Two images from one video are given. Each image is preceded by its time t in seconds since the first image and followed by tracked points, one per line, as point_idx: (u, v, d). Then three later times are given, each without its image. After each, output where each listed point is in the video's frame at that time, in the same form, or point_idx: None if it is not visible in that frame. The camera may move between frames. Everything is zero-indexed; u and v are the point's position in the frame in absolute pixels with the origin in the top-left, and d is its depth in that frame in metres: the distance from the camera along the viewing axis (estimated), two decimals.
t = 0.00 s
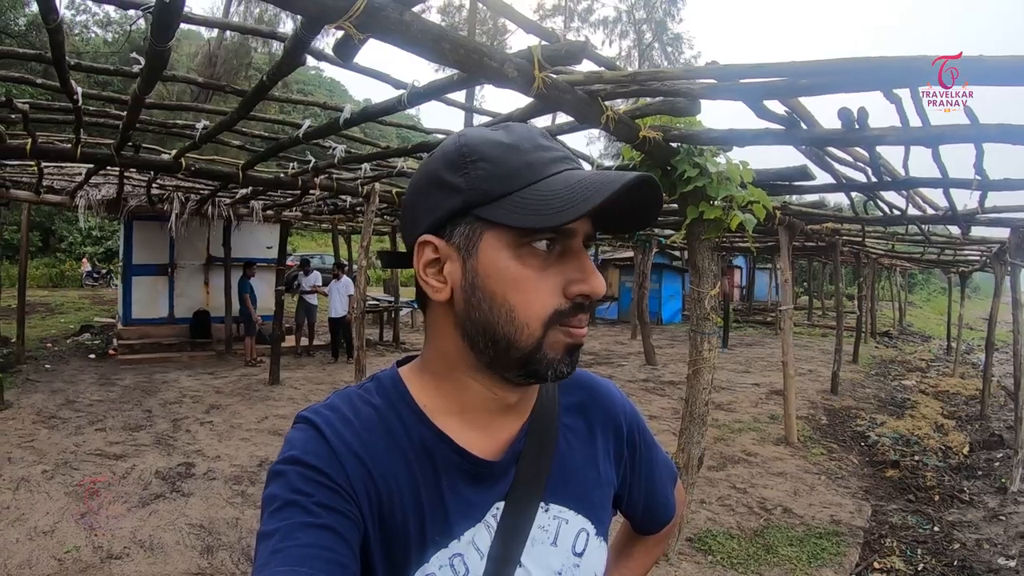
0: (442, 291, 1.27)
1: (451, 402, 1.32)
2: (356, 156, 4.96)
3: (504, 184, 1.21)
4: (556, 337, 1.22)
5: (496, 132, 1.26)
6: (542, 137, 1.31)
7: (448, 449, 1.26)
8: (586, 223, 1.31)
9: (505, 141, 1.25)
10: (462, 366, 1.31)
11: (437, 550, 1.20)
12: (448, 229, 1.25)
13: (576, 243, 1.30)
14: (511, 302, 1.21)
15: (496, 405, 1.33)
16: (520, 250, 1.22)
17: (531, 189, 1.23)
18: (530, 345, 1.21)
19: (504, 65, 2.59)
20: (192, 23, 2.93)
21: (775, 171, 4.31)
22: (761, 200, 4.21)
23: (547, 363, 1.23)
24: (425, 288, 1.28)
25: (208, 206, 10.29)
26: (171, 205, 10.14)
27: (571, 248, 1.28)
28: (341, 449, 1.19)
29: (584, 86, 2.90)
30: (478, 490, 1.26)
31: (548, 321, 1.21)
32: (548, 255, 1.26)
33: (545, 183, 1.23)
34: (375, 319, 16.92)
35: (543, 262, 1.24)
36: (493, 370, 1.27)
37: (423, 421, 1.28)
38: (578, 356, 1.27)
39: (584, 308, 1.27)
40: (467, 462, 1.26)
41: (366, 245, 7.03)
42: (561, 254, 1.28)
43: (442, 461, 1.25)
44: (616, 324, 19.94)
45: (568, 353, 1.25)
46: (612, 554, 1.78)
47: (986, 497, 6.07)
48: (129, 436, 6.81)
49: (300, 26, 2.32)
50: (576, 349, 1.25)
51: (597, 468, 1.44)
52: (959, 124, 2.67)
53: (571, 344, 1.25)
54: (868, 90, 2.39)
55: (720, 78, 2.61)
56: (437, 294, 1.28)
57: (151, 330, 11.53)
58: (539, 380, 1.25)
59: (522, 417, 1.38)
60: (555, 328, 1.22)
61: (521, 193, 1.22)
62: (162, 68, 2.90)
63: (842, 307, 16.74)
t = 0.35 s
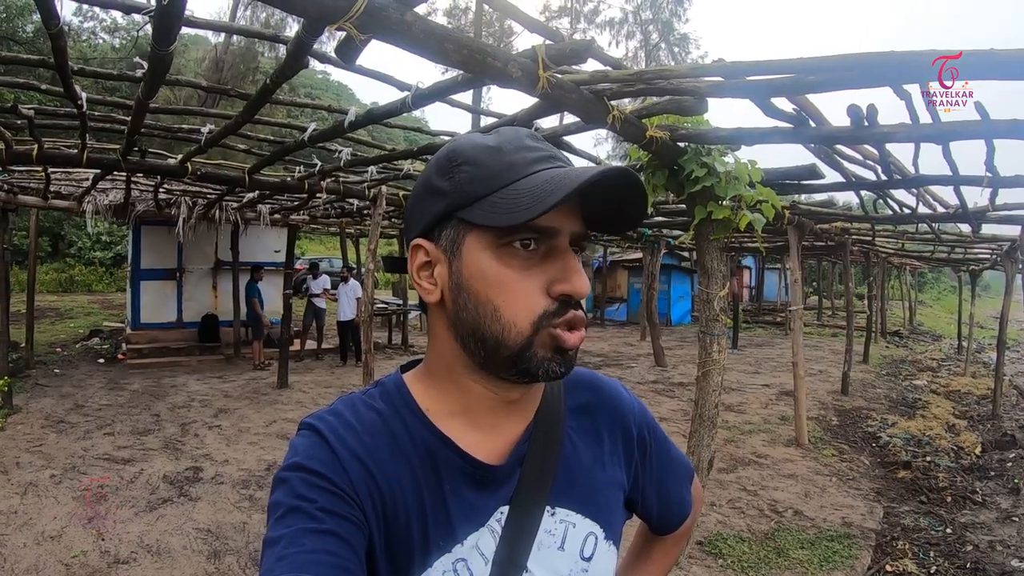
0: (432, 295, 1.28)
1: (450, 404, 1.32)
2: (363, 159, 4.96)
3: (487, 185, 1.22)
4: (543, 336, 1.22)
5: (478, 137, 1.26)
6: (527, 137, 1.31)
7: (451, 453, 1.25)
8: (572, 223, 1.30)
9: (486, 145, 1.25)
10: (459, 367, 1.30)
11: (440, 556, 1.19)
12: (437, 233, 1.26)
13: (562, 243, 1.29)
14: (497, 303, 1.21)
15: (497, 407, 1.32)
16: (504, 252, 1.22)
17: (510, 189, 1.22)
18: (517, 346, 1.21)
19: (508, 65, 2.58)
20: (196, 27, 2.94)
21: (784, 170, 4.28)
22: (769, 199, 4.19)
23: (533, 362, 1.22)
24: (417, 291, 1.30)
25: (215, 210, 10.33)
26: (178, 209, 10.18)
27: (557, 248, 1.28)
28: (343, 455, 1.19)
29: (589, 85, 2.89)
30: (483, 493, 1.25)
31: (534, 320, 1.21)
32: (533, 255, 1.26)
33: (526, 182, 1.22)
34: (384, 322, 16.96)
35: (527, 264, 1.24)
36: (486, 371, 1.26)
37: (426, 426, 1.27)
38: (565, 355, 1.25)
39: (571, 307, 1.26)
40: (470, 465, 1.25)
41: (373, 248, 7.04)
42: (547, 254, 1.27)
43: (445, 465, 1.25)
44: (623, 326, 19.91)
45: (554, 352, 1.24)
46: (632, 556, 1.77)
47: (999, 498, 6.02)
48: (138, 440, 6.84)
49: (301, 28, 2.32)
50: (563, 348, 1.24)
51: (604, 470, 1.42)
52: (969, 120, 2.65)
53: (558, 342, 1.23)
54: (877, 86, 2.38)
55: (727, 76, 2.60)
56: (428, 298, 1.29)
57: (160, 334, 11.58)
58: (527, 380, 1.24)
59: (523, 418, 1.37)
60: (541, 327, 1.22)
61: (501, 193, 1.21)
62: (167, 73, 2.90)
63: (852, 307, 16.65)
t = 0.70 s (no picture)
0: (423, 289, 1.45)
1: (450, 404, 1.32)
2: (361, 162, 4.96)
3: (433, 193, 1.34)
4: (466, 337, 1.27)
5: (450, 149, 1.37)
6: (488, 141, 1.35)
7: (460, 455, 1.25)
8: (515, 226, 1.31)
9: (451, 156, 1.36)
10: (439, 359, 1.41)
11: (449, 558, 1.19)
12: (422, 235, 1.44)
13: (505, 247, 1.31)
14: (433, 303, 1.31)
15: (493, 410, 1.33)
16: (446, 256, 1.31)
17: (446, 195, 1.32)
18: (448, 346, 1.28)
19: (506, 68, 2.58)
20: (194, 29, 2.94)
21: (782, 173, 4.29)
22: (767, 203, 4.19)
23: (462, 362, 1.27)
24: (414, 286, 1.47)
25: (212, 212, 10.32)
26: (175, 211, 10.16)
27: (499, 254, 1.31)
28: (354, 456, 1.19)
29: (588, 88, 2.90)
30: (492, 497, 1.25)
31: (458, 321, 1.27)
32: (474, 259, 1.31)
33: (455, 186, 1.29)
34: (381, 325, 16.93)
35: (463, 265, 1.30)
36: (441, 364, 1.35)
37: (435, 428, 1.27)
38: (493, 358, 1.27)
39: (499, 311, 1.26)
40: (478, 469, 1.25)
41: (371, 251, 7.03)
42: (490, 258, 1.31)
43: (454, 468, 1.24)
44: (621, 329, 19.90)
45: (480, 354, 1.27)
46: None
47: (996, 501, 6.03)
48: (135, 443, 6.82)
49: (299, 30, 2.32)
50: (488, 350, 1.26)
51: (613, 477, 1.42)
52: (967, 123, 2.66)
53: (483, 345, 1.26)
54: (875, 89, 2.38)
55: (726, 79, 2.61)
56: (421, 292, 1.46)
57: (157, 337, 11.56)
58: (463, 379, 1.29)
59: (521, 421, 1.37)
60: (465, 328, 1.27)
61: (443, 200, 1.31)
62: (164, 75, 2.90)
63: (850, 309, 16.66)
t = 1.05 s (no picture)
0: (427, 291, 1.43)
1: (453, 408, 1.32)
2: (353, 165, 4.95)
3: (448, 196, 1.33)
4: (475, 344, 1.26)
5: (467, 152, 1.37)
6: (506, 148, 1.35)
7: (461, 459, 1.25)
8: (528, 236, 1.31)
9: (468, 159, 1.35)
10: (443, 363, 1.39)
11: (452, 560, 1.19)
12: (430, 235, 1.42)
13: (517, 256, 1.31)
14: (442, 308, 1.30)
15: (496, 417, 1.33)
16: (456, 262, 1.30)
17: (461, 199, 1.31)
18: (456, 351, 1.27)
19: (499, 72, 2.58)
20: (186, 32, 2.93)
21: (773, 177, 4.30)
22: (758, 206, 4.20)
23: (470, 369, 1.26)
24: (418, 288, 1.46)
25: (205, 215, 10.28)
26: (167, 213, 10.12)
27: (511, 261, 1.30)
28: (355, 461, 1.19)
29: (581, 92, 2.90)
30: (494, 500, 1.25)
31: (468, 327, 1.26)
32: (486, 266, 1.30)
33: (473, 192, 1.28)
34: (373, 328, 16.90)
35: (475, 271, 1.30)
36: (447, 368, 1.34)
37: (435, 433, 1.27)
38: (502, 367, 1.26)
39: (510, 320, 1.26)
40: (480, 471, 1.25)
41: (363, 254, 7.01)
42: (501, 265, 1.30)
43: (456, 472, 1.25)
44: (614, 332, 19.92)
45: (489, 362, 1.26)
46: None
47: (987, 502, 6.06)
48: (125, 446, 6.78)
49: (292, 33, 2.31)
50: (498, 359, 1.26)
51: (613, 479, 1.43)
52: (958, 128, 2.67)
53: (492, 353, 1.26)
54: (867, 93, 2.39)
55: (718, 83, 2.61)
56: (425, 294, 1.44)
57: (148, 340, 11.50)
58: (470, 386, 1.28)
59: (524, 425, 1.37)
60: (474, 335, 1.26)
61: (459, 204, 1.30)
62: (155, 77, 2.89)
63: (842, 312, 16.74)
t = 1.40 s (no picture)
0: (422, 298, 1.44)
1: (450, 415, 1.32)
2: (346, 169, 4.94)
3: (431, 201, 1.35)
4: (466, 341, 1.26)
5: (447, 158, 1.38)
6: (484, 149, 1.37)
7: (458, 466, 1.25)
8: (513, 231, 1.31)
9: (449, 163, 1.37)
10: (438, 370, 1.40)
11: (446, 569, 1.17)
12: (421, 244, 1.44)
13: (504, 251, 1.31)
14: (434, 310, 1.30)
15: (493, 420, 1.33)
16: (445, 264, 1.31)
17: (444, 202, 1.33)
18: (447, 352, 1.27)
19: (494, 78, 2.59)
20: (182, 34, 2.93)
21: (766, 185, 4.33)
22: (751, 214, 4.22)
23: (462, 367, 1.27)
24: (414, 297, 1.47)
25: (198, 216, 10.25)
26: (160, 215, 10.08)
27: (498, 257, 1.31)
28: (352, 464, 1.19)
29: (575, 99, 2.91)
30: (490, 508, 1.24)
31: (458, 327, 1.26)
32: (474, 266, 1.31)
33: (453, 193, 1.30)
34: (365, 331, 16.87)
35: (462, 270, 1.30)
36: (442, 371, 1.34)
37: (433, 439, 1.27)
38: (493, 361, 1.26)
39: (500, 314, 1.26)
40: (477, 478, 1.25)
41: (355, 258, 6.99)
42: (488, 263, 1.31)
43: (452, 478, 1.24)
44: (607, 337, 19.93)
45: (480, 358, 1.26)
46: None
47: (977, 509, 6.10)
48: (115, 449, 6.74)
49: (288, 37, 2.32)
50: (489, 353, 1.26)
51: (609, 494, 1.43)
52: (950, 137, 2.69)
53: (483, 348, 1.26)
54: (861, 103, 2.40)
55: (712, 91, 2.62)
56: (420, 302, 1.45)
57: (139, 342, 11.44)
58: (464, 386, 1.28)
59: (520, 432, 1.37)
60: (465, 333, 1.26)
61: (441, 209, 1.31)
62: (149, 79, 2.88)
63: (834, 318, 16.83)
